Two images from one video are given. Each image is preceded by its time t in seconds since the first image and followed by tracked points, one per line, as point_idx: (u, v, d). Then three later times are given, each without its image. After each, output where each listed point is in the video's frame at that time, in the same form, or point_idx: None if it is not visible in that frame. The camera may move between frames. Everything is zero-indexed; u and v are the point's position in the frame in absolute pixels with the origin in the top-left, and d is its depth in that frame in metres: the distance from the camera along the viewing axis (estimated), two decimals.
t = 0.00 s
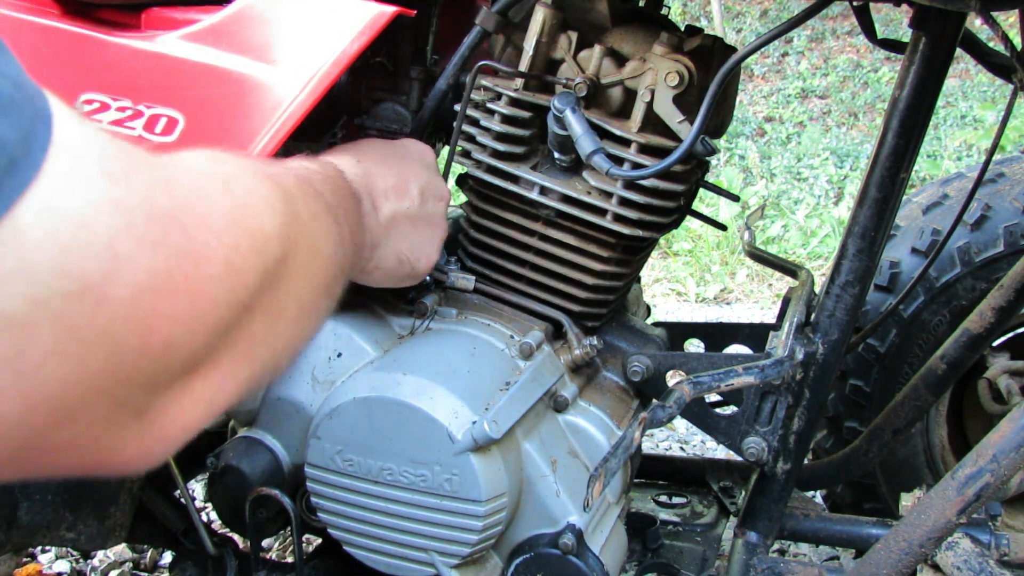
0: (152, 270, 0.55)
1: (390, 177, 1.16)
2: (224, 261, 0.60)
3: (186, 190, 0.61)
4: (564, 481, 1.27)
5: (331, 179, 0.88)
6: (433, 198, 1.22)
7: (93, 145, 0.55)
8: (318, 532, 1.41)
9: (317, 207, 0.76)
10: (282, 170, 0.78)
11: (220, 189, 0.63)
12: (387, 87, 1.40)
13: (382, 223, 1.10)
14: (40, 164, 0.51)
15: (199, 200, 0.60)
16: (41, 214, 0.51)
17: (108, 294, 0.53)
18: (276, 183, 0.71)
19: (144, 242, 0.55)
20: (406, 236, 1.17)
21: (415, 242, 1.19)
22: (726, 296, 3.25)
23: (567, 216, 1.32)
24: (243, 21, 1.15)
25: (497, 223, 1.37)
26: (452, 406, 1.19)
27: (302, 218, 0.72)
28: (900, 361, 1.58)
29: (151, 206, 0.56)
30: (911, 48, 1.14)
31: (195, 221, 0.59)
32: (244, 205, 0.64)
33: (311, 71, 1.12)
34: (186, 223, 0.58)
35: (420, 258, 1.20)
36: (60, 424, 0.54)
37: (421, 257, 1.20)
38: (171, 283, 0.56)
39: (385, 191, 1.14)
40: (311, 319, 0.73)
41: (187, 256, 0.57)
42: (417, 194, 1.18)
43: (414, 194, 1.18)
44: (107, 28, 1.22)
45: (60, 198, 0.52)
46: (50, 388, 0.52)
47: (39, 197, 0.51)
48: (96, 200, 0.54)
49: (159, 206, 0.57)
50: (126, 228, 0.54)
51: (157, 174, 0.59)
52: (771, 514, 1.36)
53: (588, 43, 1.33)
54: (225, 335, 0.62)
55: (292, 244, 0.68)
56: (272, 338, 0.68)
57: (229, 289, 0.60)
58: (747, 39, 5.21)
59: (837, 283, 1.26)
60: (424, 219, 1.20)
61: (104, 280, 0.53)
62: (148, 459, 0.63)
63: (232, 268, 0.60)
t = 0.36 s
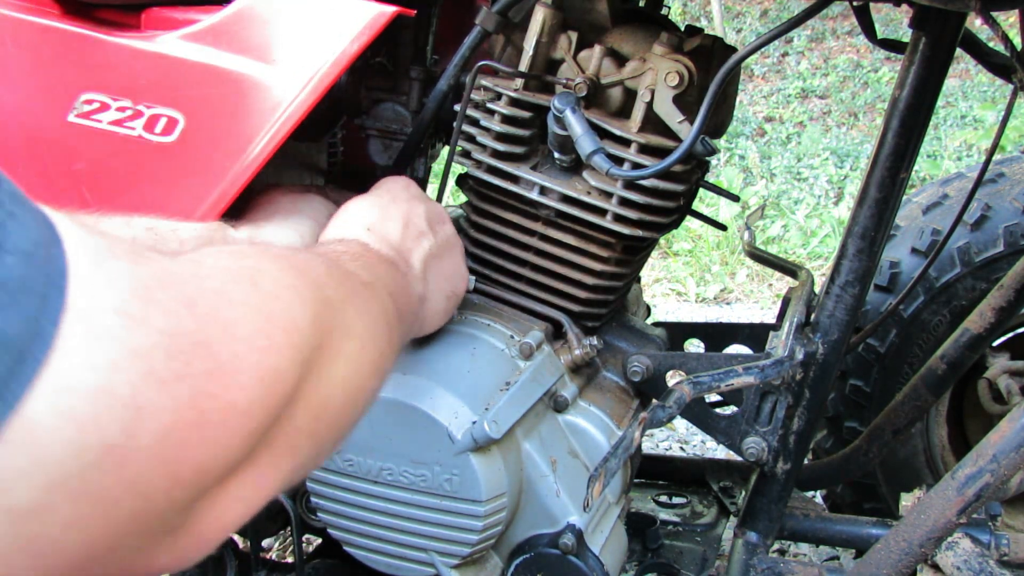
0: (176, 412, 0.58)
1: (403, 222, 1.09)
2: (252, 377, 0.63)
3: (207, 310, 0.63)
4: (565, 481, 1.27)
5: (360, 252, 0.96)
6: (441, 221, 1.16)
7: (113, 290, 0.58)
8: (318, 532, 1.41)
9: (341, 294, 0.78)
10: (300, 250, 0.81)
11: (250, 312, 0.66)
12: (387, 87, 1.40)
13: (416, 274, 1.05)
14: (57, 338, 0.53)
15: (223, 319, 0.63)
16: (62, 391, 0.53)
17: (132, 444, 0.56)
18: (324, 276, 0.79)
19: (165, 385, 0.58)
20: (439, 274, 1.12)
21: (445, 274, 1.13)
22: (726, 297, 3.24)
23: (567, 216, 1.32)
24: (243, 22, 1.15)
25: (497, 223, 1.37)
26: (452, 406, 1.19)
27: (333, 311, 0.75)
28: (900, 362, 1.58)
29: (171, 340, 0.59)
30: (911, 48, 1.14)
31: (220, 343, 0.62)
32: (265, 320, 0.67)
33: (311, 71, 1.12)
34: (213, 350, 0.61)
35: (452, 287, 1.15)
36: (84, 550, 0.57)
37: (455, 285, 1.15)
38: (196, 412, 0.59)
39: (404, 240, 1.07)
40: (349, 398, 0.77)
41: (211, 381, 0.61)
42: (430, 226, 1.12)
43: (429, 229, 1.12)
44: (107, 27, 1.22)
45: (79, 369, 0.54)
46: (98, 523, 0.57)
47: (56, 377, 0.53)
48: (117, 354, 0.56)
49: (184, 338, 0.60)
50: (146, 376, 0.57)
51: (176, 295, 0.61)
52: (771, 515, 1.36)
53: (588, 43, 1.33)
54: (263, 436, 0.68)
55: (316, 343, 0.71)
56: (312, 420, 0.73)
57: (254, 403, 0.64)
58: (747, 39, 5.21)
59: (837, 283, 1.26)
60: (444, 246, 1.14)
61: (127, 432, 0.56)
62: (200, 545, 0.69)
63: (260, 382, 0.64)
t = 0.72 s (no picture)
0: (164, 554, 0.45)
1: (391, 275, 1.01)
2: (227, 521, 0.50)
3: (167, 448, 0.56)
4: (565, 481, 1.27)
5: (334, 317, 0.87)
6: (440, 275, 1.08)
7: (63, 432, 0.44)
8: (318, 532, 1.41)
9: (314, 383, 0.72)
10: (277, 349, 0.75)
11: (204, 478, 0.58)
12: (387, 87, 1.40)
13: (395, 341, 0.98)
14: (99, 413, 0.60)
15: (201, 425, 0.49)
16: None
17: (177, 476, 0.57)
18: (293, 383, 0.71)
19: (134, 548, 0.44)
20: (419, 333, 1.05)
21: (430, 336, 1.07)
22: (726, 297, 3.24)
23: (567, 216, 1.32)
24: (243, 21, 1.15)
25: (497, 223, 1.37)
26: (452, 407, 1.19)
27: (310, 401, 0.72)
28: (900, 362, 1.58)
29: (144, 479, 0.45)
30: (912, 48, 1.14)
31: (239, 394, 0.67)
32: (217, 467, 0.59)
33: (311, 70, 1.12)
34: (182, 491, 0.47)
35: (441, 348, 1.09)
36: None
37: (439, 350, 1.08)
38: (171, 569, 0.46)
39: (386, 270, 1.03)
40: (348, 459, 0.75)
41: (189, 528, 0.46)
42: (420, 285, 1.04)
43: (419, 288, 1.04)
44: (108, 28, 1.22)
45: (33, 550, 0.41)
46: None
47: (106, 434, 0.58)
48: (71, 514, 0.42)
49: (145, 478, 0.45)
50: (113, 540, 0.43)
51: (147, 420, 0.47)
52: (771, 515, 1.36)
53: (588, 43, 1.33)
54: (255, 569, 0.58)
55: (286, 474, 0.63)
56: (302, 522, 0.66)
57: (214, 552, 0.56)
58: (747, 39, 5.21)
59: (837, 283, 1.26)
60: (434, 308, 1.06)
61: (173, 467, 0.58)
62: None
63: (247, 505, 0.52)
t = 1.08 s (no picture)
0: (186, 364, 0.56)
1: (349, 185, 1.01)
2: (243, 328, 0.60)
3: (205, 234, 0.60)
4: (565, 481, 1.27)
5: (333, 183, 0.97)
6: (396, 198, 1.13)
7: (118, 260, 0.53)
8: (318, 532, 1.41)
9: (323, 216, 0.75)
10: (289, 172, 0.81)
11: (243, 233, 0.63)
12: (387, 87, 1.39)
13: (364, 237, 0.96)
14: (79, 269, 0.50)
15: (222, 263, 0.59)
16: (79, 368, 0.50)
17: (209, 311, 0.57)
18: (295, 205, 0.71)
19: (169, 352, 0.54)
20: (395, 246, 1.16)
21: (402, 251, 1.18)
22: (726, 297, 3.25)
23: (567, 216, 1.32)
24: (242, 20, 1.15)
25: (497, 223, 1.37)
26: (452, 406, 1.19)
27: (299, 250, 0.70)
28: (900, 361, 1.58)
29: (179, 300, 0.55)
30: (912, 48, 1.14)
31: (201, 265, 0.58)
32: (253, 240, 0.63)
33: (311, 70, 1.12)
34: (210, 308, 0.57)
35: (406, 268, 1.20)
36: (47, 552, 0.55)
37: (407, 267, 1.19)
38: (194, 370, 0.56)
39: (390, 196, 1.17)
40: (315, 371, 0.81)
41: (207, 341, 0.57)
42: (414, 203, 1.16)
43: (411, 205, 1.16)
44: (107, 27, 1.22)
45: (96, 347, 0.51)
46: (66, 522, 0.53)
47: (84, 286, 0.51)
48: (125, 323, 0.52)
49: (178, 298, 0.55)
50: (152, 346, 0.53)
51: (179, 256, 0.57)
52: (771, 515, 1.36)
53: (588, 43, 1.33)
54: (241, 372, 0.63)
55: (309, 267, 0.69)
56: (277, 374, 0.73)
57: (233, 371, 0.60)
58: (747, 39, 5.22)
59: (837, 283, 1.26)
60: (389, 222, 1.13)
61: (185, 293, 0.56)
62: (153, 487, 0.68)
63: (261, 306, 0.62)
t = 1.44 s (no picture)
0: (205, 346, 0.62)
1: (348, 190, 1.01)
2: (250, 318, 0.66)
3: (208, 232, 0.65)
4: (565, 481, 1.27)
5: (334, 187, 0.99)
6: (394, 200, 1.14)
7: (132, 241, 0.58)
8: (317, 532, 1.41)
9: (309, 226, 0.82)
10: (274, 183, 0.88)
11: (242, 232, 0.70)
12: (387, 87, 1.40)
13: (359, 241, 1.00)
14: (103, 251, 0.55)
15: (228, 255, 0.66)
16: (108, 340, 0.54)
17: (224, 297, 0.64)
18: (281, 211, 0.79)
19: (188, 333, 0.60)
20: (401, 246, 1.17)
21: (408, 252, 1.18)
22: (726, 297, 3.25)
23: (567, 216, 1.32)
24: (243, 21, 1.15)
25: (497, 223, 1.37)
26: (453, 406, 1.19)
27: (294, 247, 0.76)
28: (900, 361, 1.58)
29: (194, 285, 0.61)
30: (911, 48, 1.14)
31: (216, 256, 0.65)
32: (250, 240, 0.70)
33: (311, 70, 1.12)
34: (220, 295, 0.64)
35: (415, 268, 1.20)
36: (58, 520, 0.58)
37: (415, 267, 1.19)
38: (212, 353, 0.62)
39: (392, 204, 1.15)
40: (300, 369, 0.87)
41: (221, 326, 0.63)
42: (418, 203, 1.18)
43: (414, 205, 1.17)
44: (108, 28, 1.22)
45: (122, 322, 0.55)
46: (80, 486, 0.57)
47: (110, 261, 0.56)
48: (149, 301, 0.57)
49: (194, 284, 0.61)
50: (173, 326, 0.59)
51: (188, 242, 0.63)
52: (771, 515, 1.36)
53: (588, 43, 1.33)
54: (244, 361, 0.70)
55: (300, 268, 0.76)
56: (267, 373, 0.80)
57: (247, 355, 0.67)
58: (746, 39, 5.22)
59: (837, 283, 1.26)
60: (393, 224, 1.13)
61: (205, 280, 0.63)
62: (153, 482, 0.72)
63: (264, 297, 0.69)
